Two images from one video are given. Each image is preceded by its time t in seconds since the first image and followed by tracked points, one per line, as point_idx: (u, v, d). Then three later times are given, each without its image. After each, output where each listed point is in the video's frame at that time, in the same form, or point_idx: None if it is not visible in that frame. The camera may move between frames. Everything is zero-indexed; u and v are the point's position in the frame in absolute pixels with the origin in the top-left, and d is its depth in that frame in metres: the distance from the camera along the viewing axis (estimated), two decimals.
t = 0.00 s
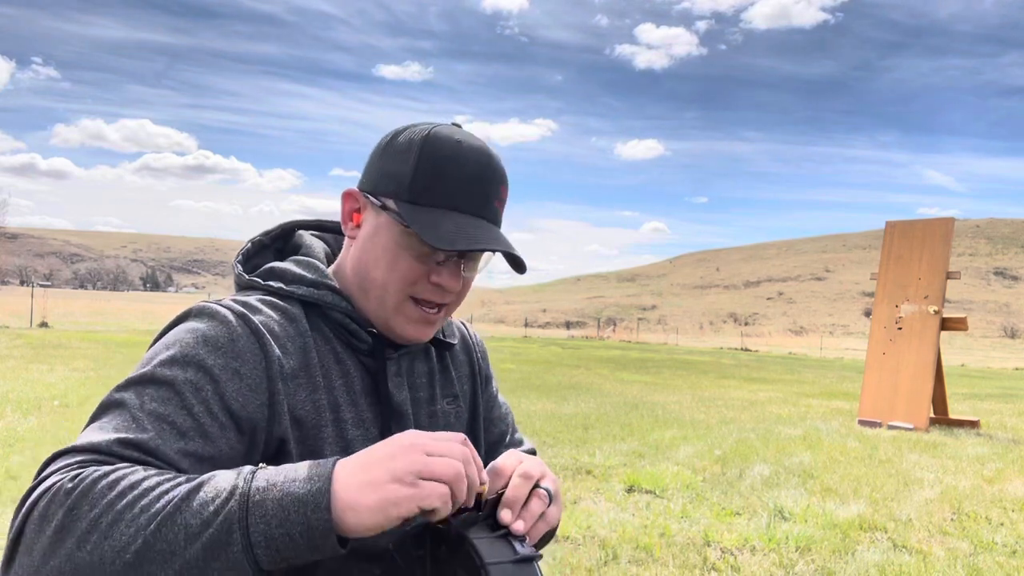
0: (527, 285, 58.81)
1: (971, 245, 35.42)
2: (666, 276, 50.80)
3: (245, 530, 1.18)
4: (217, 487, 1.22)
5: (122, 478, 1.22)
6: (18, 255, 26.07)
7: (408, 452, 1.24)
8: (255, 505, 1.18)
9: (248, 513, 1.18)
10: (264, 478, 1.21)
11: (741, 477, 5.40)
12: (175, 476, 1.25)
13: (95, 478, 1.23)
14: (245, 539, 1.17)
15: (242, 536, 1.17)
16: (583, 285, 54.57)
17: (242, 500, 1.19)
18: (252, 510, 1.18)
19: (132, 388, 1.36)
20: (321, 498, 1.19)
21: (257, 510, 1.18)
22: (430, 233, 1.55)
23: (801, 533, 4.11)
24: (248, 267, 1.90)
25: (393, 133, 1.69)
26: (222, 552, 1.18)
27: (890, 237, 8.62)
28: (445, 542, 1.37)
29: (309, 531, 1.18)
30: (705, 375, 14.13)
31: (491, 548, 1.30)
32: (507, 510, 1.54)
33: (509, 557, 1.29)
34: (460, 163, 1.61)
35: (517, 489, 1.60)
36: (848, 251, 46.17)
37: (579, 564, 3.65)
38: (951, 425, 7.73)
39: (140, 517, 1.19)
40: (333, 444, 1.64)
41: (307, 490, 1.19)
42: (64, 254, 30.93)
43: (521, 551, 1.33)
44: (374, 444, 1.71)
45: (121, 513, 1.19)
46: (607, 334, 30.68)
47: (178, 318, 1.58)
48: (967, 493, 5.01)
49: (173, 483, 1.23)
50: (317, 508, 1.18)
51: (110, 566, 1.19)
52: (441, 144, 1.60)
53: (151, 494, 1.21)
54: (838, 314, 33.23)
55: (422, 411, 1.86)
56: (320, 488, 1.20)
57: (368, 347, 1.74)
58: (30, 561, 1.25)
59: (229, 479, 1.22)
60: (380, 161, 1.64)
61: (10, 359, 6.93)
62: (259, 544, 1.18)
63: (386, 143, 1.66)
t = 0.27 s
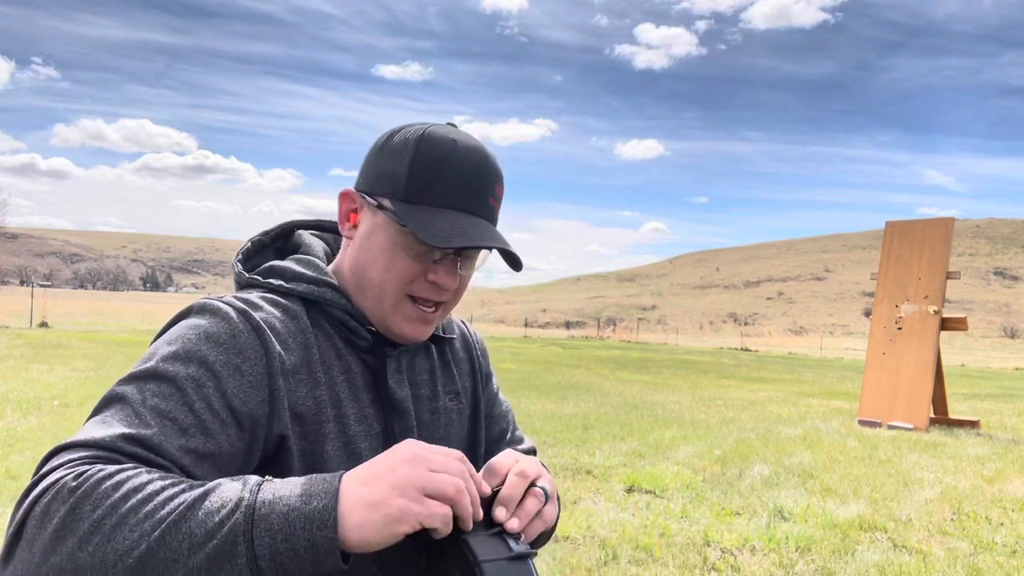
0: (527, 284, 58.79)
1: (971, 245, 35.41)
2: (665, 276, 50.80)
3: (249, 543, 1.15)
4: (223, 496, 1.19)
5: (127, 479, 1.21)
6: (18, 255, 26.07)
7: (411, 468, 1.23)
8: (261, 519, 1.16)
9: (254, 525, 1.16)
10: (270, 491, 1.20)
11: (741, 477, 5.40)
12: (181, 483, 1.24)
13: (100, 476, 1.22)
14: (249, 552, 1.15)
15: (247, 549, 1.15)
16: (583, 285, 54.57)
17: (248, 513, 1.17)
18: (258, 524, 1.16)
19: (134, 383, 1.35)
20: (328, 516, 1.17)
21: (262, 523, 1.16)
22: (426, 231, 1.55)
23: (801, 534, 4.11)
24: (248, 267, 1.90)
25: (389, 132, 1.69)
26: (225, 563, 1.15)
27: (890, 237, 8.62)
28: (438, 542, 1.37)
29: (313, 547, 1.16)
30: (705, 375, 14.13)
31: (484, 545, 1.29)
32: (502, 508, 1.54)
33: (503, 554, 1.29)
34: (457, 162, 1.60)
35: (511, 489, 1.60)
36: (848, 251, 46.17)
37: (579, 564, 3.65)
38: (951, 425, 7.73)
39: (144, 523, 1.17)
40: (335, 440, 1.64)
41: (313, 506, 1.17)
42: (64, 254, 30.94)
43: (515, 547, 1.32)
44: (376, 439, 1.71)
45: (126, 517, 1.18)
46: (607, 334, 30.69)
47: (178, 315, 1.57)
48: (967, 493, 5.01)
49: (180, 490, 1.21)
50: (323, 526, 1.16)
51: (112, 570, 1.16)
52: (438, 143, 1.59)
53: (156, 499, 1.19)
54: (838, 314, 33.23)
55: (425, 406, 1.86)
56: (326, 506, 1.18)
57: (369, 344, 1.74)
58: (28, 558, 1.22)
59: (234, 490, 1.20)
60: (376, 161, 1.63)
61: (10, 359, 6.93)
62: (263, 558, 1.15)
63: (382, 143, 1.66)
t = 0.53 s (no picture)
0: (527, 284, 58.78)
1: (971, 245, 35.40)
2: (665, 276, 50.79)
3: (268, 519, 1.15)
4: (242, 476, 1.20)
5: (148, 456, 1.20)
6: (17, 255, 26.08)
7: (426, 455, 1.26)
8: (280, 495, 1.16)
9: (273, 502, 1.16)
10: (288, 474, 1.20)
11: (740, 477, 5.40)
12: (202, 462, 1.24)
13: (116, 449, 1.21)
14: (267, 528, 1.15)
15: (264, 525, 1.15)
16: (583, 285, 54.57)
17: (268, 491, 1.17)
18: (277, 501, 1.16)
19: (148, 364, 1.36)
20: (346, 496, 1.18)
21: (281, 500, 1.16)
22: (429, 229, 1.55)
23: (801, 533, 4.11)
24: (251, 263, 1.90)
25: (389, 132, 1.69)
26: (241, 539, 1.15)
27: (890, 237, 8.62)
28: (442, 538, 1.37)
29: (331, 527, 1.16)
30: (705, 375, 14.13)
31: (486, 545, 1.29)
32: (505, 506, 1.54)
33: (504, 554, 1.28)
34: (458, 160, 1.60)
35: (515, 488, 1.61)
36: (848, 251, 46.16)
37: (579, 564, 3.65)
38: (951, 425, 7.73)
39: (162, 497, 1.16)
40: (342, 433, 1.63)
41: (333, 486, 1.18)
42: (64, 254, 30.95)
43: (517, 549, 1.32)
44: (384, 433, 1.70)
45: (145, 492, 1.17)
46: (607, 334, 30.69)
47: (190, 305, 1.58)
48: (967, 493, 5.00)
49: (202, 469, 1.21)
50: (342, 505, 1.17)
51: (127, 540, 1.16)
52: (439, 141, 1.59)
53: (177, 477, 1.19)
54: (838, 314, 33.23)
55: (430, 402, 1.85)
56: (345, 486, 1.19)
57: (375, 339, 1.73)
58: (34, 531, 1.20)
59: (257, 470, 1.21)
60: (377, 160, 1.63)
61: (10, 359, 6.93)
62: (279, 535, 1.15)
63: (383, 142, 1.65)
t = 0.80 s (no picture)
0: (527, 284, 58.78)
1: (971, 245, 35.40)
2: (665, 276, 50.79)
3: (268, 552, 1.15)
4: (247, 501, 1.20)
5: (153, 466, 1.20)
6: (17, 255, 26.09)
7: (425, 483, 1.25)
8: (283, 529, 1.17)
9: (275, 535, 1.16)
10: (293, 503, 1.20)
11: (740, 477, 5.40)
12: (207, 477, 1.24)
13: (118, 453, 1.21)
14: (267, 562, 1.15)
15: (265, 558, 1.15)
16: (583, 285, 54.56)
17: (271, 522, 1.17)
18: (280, 535, 1.16)
19: (154, 359, 1.35)
20: (349, 537, 1.19)
21: (283, 534, 1.17)
22: (436, 228, 1.56)
23: (801, 533, 4.11)
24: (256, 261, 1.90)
25: (395, 133, 1.68)
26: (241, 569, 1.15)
27: (890, 237, 8.62)
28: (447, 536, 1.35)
29: (330, 565, 1.17)
30: (705, 375, 14.13)
31: (492, 543, 1.28)
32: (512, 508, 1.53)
33: (511, 555, 1.27)
34: (465, 161, 1.61)
35: (522, 490, 1.60)
36: (847, 251, 46.17)
37: (579, 564, 3.65)
38: (951, 425, 7.73)
39: (167, 516, 1.16)
40: (348, 431, 1.63)
41: (336, 525, 1.19)
42: (65, 254, 30.96)
43: (522, 550, 1.31)
44: (389, 431, 1.70)
45: (149, 506, 1.17)
46: (607, 334, 30.69)
47: (197, 300, 1.57)
48: (967, 493, 5.00)
49: (206, 487, 1.21)
50: (343, 545, 1.18)
51: (127, 557, 1.15)
52: (445, 142, 1.59)
53: (183, 494, 1.18)
54: (838, 314, 33.23)
55: (435, 399, 1.85)
56: (348, 526, 1.19)
57: (381, 337, 1.73)
58: (35, 533, 1.19)
59: (258, 496, 1.21)
60: (383, 161, 1.63)
61: (10, 359, 6.92)
62: (279, 569, 1.16)
63: (389, 143, 1.65)
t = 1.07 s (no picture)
0: (527, 284, 58.80)
1: (971, 245, 35.39)
2: (665, 276, 50.79)
3: (269, 545, 1.16)
4: (239, 495, 1.20)
5: (142, 478, 1.20)
6: (17, 255, 26.10)
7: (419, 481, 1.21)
8: (279, 521, 1.16)
9: (272, 528, 1.16)
10: (288, 490, 1.20)
11: (741, 477, 5.40)
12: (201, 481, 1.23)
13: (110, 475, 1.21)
14: (269, 553, 1.16)
15: (266, 550, 1.16)
16: (583, 285, 54.56)
17: (266, 515, 1.17)
18: (277, 526, 1.17)
19: (147, 375, 1.34)
20: (345, 518, 1.18)
21: (280, 524, 1.17)
22: (439, 229, 1.55)
23: (801, 533, 4.11)
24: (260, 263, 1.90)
25: (398, 135, 1.69)
26: (246, 564, 1.16)
27: (890, 236, 8.62)
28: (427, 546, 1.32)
29: (331, 546, 1.17)
30: (705, 374, 14.13)
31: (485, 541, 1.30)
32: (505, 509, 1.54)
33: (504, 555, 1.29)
34: (469, 162, 1.61)
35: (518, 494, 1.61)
36: (847, 251, 46.17)
37: (579, 564, 3.65)
38: (951, 425, 7.74)
39: (163, 525, 1.18)
40: (350, 435, 1.63)
41: (330, 509, 1.17)
42: (64, 254, 30.97)
43: (517, 547, 1.33)
44: (391, 434, 1.70)
45: (144, 518, 1.18)
46: (607, 334, 30.69)
47: (195, 307, 1.56)
48: (967, 493, 5.00)
49: (200, 488, 1.21)
50: (341, 527, 1.17)
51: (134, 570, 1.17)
52: (450, 144, 1.60)
53: (174, 501, 1.19)
54: (838, 314, 33.23)
55: (438, 402, 1.86)
56: (343, 508, 1.18)
57: (384, 339, 1.73)
58: (44, 558, 1.22)
59: (251, 489, 1.20)
60: (388, 163, 1.63)
61: (9, 359, 6.92)
62: (282, 558, 1.16)
63: (394, 145, 1.65)
